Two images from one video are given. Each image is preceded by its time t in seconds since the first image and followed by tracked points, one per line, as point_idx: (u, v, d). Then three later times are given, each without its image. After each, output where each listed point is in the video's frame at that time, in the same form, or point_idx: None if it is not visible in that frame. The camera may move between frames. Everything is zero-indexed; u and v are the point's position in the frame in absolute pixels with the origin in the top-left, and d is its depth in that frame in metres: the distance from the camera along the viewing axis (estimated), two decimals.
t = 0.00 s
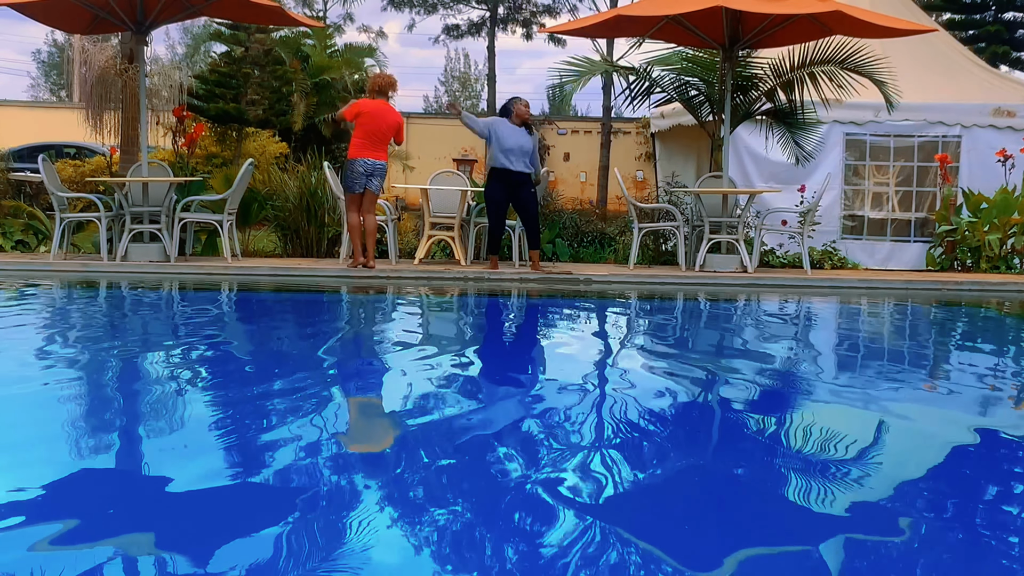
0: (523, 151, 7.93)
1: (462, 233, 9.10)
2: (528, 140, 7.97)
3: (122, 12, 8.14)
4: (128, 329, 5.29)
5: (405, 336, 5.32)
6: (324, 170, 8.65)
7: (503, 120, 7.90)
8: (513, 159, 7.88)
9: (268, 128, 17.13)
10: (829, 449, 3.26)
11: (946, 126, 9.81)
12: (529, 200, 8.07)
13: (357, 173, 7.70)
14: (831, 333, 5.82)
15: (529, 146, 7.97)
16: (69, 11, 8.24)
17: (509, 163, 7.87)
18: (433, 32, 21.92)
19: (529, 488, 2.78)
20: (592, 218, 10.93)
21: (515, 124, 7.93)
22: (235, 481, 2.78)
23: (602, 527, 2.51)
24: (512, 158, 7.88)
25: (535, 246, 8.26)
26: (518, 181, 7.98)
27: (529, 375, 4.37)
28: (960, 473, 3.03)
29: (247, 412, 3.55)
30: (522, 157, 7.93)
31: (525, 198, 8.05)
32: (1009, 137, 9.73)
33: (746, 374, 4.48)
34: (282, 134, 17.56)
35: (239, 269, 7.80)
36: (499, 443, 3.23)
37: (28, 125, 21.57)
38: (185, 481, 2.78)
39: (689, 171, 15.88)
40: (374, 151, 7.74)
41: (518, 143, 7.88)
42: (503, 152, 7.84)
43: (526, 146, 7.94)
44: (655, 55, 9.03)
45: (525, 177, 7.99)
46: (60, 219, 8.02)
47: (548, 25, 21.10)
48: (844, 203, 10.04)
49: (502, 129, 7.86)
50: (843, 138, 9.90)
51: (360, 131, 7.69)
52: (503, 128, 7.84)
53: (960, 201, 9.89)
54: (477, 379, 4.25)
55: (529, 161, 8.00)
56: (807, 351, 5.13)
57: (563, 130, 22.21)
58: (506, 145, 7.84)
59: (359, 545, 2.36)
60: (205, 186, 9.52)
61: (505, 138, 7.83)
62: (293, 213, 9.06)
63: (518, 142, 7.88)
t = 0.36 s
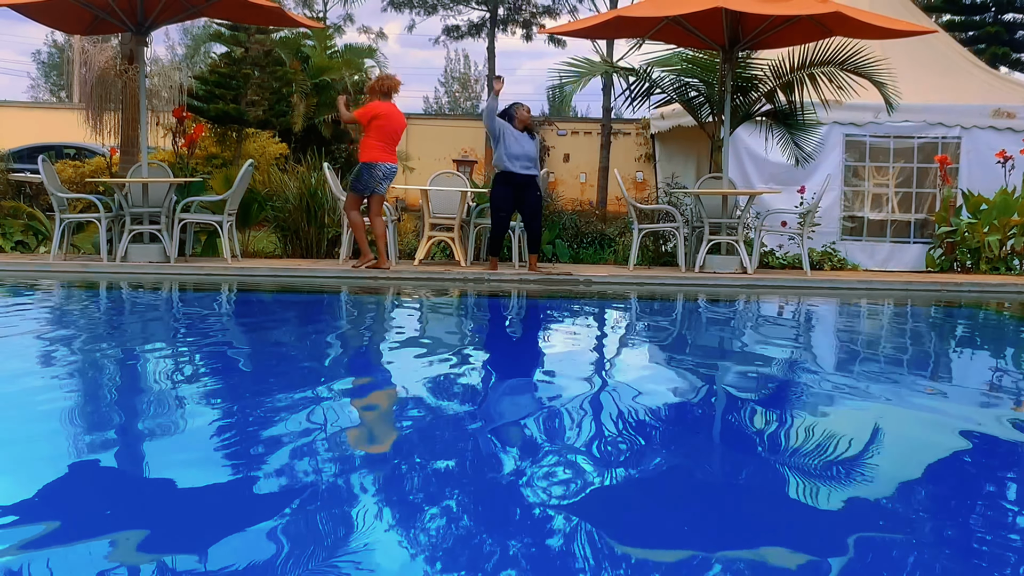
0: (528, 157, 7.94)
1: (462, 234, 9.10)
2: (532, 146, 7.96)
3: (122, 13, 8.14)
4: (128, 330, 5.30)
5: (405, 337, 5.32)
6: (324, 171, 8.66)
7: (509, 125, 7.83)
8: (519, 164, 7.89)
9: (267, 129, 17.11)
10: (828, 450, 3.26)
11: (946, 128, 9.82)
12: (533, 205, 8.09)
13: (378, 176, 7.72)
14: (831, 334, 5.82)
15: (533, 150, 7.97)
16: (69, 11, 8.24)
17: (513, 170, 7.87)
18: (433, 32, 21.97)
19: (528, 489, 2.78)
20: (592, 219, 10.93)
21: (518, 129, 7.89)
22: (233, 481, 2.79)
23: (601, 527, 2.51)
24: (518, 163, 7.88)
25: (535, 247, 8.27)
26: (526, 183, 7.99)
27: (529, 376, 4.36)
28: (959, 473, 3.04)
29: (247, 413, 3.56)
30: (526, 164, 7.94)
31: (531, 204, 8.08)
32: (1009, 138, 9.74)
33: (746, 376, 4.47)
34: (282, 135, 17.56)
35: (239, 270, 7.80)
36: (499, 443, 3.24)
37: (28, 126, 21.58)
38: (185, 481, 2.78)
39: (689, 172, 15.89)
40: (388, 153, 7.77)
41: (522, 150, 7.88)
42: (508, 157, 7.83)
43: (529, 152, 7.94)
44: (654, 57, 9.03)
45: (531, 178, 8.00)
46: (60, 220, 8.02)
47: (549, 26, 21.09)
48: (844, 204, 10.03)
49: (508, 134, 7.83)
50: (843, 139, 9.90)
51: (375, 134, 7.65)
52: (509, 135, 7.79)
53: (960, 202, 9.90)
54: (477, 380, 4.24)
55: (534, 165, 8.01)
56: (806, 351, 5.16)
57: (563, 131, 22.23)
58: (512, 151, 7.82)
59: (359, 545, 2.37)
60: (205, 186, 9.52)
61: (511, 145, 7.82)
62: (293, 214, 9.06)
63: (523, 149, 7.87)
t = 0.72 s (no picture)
0: (523, 155, 7.91)
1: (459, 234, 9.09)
2: (529, 145, 7.94)
3: (120, 13, 8.14)
4: (125, 330, 5.30)
5: (403, 337, 5.33)
6: (321, 171, 8.65)
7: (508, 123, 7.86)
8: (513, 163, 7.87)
9: (265, 129, 17.06)
10: (825, 451, 3.27)
11: (943, 129, 9.84)
12: (532, 204, 8.07)
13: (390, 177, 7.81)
14: (828, 335, 5.83)
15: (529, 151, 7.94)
16: (66, 11, 8.22)
17: (507, 167, 7.86)
18: (431, 33, 22.01)
19: (525, 489, 2.79)
20: (589, 220, 10.94)
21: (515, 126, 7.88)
22: (231, 482, 2.78)
23: (596, 526, 2.52)
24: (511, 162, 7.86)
25: (532, 248, 8.26)
26: (522, 181, 7.96)
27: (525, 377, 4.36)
28: (955, 474, 3.05)
29: (245, 413, 3.56)
30: (522, 163, 7.92)
31: (528, 200, 8.06)
32: (1006, 140, 9.76)
33: (743, 377, 4.47)
34: (280, 135, 17.55)
35: (236, 270, 7.79)
36: (496, 443, 3.25)
37: (26, 126, 21.55)
38: (182, 481, 2.79)
39: (686, 173, 15.91)
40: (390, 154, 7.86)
41: (519, 148, 7.86)
42: (503, 154, 7.82)
43: (525, 152, 7.92)
44: (653, 58, 9.10)
45: (528, 178, 7.98)
46: (57, 220, 8.00)
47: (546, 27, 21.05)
48: (841, 205, 10.05)
49: (506, 133, 7.83)
50: (841, 140, 9.91)
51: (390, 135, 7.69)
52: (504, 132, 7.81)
53: (956, 203, 9.92)
54: (475, 380, 4.24)
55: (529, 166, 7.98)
56: (802, 351, 5.18)
57: (561, 132, 22.24)
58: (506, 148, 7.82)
59: (357, 544, 2.37)
60: (203, 186, 9.51)
61: (507, 143, 7.82)
62: (291, 214, 9.05)
63: (519, 147, 7.86)
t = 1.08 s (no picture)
0: (516, 151, 7.90)
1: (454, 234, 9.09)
2: (522, 140, 7.94)
3: (114, 12, 8.12)
4: (119, 329, 5.28)
5: (398, 337, 5.33)
6: (316, 170, 8.64)
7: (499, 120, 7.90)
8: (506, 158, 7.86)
9: (259, 128, 17.02)
10: (819, 451, 3.27)
11: (937, 129, 9.88)
12: (522, 205, 8.10)
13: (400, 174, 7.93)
14: (823, 335, 5.84)
15: (522, 144, 7.92)
16: (60, 10, 8.18)
17: (500, 163, 7.85)
18: (425, 32, 22.01)
19: (519, 489, 2.79)
20: (583, 219, 10.96)
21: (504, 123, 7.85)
22: (225, 483, 2.77)
23: (591, 527, 2.52)
24: (504, 157, 7.86)
25: (526, 248, 8.26)
26: (512, 182, 7.96)
27: (521, 377, 4.35)
28: (948, 474, 3.06)
29: (239, 413, 3.55)
30: (515, 158, 7.90)
31: (517, 201, 8.08)
32: (999, 140, 9.80)
33: (737, 377, 4.47)
34: (274, 134, 17.51)
35: (230, 269, 7.77)
36: (491, 443, 3.25)
37: (19, 125, 21.45)
38: (176, 480, 2.78)
39: (681, 173, 15.94)
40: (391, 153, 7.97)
41: (510, 143, 7.86)
42: (495, 152, 7.85)
43: (518, 147, 7.91)
44: (648, 58, 9.15)
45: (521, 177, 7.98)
46: (51, 219, 7.97)
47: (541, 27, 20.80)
48: (835, 205, 10.09)
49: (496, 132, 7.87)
50: (835, 140, 9.93)
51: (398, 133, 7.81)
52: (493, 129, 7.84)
53: (950, 203, 9.97)
54: (470, 380, 4.23)
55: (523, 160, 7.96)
56: (797, 351, 5.19)
57: (555, 132, 22.25)
58: (497, 145, 7.84)
59: (351, 544, 2.36)
60: (197, 185, 9.49)
61: (497, 141, 7.84)
62: (285, 213, 9.03)
63: (509, 141, 7.86)
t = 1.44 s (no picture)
0: (507, 150, 7.91)
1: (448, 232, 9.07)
2: (512, 140, 7.96)
3: (106, 10, 8.08)
4: (111, 327, 5.26)
5: (392, 335, 5.32)
6: (309, 169, 8.61)
7: (491, 120, 7.96)
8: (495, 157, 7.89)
9: (253, 127, 16.98)
10: (812, 450, 3.29)
11: (930, 129, 9.92)
12: (515, 200, 8.02)
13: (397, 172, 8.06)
14: (816, 334, 5.85)
15: (512, 145, 7.94)
16: (51, 7, 8.12)
17: (490, 163, 7.89)
18: (419, 31, 21.97)
19: (513, 488, 2.79)
20: (577, 218, 10.97)
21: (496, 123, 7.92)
22: (215, 481, 2.76)
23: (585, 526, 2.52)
24: (493, 156, 7.89)
25: (519, 246, 8.23)
26: (505, 179, 7.95)
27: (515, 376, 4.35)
28: (940, 473, 3.07)
29: (232, 411, 3.54)
30: (506, 158, 7.92)
31: (513, 197, 8.01)
32: (992, 140, 9.84)
33: (731, 376, 4.48)
34: (267, 133, 17.45)
35: (223, 268, 7.74)
36: (485, 442, 3.25)
37: (11, 122, 21.33)
38: (167, 478, 2.77)
39: (674, 172, 15.97)
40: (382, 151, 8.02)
41: (501, 143, 7.89)
42: (485, 151, 7.91)
43: (509, 147, 7.93)
44: (642, 56, 9.13)
45: (513, 173, 7.95)
46: (43, 217, 7.92)
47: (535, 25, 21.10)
48: (828, 205, 10.13)
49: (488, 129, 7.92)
50: (829, 140, 9.97)
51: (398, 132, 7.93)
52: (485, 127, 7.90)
53: (943, 203, 10.00)
54: (464, 379, 4.24)
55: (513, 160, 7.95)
56: (791, 351, 5.20)
57: (549, 130, 22.25)
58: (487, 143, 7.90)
59: (344, 543, 2.36)
60: (190, 183, 9.46)
61: (488, 139, 7.89)
62: (278, 212, 9.00)
63: (500, 142, 7.89)
